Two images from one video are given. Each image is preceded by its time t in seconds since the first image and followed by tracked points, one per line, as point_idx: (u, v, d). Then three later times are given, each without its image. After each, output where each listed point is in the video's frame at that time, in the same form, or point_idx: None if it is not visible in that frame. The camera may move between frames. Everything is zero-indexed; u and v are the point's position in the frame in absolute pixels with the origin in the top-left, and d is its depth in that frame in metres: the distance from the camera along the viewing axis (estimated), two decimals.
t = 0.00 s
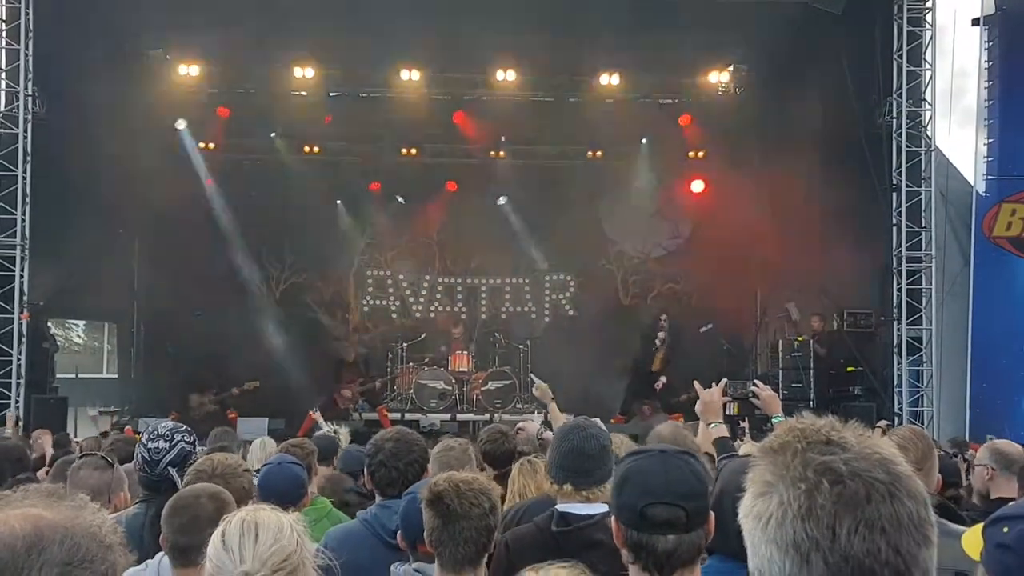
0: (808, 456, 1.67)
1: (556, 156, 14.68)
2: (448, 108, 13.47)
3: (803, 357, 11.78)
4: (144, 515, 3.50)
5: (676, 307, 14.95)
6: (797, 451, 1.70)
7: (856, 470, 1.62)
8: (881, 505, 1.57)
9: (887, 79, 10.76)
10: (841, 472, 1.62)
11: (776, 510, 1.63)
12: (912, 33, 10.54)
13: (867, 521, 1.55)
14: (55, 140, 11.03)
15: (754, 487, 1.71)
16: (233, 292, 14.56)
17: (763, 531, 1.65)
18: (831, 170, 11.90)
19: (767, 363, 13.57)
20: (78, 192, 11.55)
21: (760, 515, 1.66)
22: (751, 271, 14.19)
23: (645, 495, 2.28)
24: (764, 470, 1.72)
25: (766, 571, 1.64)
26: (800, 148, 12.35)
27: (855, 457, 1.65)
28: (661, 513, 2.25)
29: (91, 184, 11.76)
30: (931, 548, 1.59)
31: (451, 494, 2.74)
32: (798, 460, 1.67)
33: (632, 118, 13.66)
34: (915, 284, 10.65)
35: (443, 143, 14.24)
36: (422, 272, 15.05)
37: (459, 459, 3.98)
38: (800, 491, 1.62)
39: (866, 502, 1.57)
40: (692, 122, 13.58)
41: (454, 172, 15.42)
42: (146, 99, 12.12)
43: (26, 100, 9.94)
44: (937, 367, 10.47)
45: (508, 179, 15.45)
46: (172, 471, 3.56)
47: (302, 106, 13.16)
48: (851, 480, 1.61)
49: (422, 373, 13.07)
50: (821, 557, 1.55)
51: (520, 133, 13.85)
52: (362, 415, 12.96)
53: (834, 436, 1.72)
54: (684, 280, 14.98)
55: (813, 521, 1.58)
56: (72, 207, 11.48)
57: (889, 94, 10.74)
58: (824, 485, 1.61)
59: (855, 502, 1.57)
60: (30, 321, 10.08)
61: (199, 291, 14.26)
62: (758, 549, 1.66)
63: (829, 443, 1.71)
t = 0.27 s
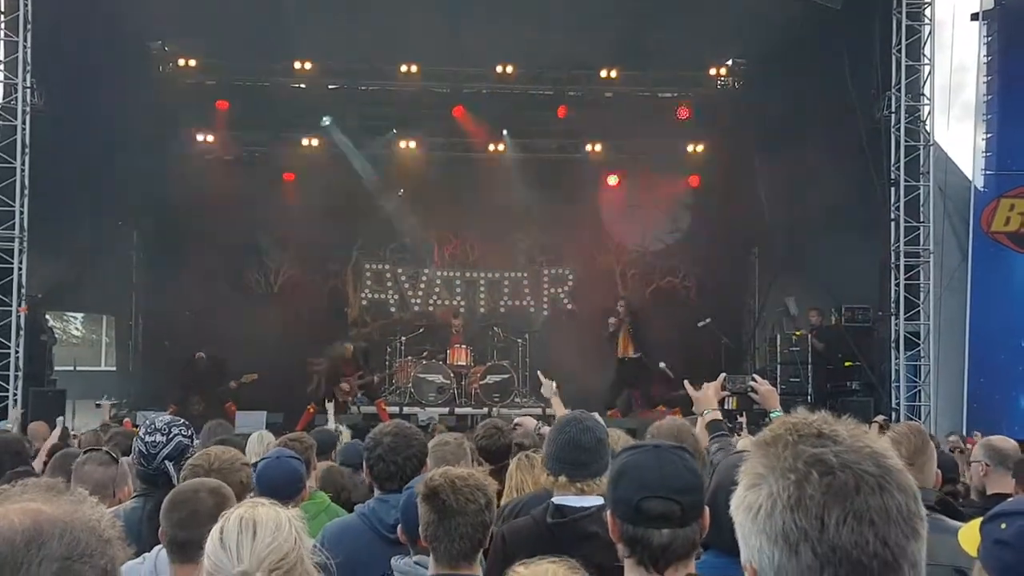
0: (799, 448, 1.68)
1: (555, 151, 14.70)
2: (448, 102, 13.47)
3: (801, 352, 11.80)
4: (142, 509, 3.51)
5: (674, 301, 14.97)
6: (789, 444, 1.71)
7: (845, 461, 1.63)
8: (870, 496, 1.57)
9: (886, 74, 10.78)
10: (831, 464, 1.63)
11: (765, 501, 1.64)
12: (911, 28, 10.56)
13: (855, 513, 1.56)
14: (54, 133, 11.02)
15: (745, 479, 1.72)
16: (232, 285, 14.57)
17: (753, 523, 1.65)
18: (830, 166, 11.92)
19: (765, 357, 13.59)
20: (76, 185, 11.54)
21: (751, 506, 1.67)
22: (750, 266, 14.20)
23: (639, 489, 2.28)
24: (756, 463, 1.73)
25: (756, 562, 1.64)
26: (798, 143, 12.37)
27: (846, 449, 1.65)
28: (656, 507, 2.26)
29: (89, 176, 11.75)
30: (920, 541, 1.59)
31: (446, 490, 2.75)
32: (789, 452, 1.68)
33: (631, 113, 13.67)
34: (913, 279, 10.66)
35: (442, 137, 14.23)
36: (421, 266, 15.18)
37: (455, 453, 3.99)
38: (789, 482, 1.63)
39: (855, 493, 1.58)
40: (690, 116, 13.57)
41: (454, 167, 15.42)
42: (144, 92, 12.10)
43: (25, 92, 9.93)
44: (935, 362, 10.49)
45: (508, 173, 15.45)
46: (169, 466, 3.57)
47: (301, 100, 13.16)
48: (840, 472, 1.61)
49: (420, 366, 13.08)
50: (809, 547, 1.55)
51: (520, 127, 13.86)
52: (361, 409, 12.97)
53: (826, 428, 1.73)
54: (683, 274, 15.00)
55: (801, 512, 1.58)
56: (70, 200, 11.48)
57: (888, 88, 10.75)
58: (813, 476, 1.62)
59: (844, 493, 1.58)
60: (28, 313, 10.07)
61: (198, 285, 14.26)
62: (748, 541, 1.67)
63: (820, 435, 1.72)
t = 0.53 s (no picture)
0: (795, 446, 1.68)
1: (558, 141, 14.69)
2: (450, 93, 13.47)
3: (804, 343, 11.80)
4: (146, 500, 3.52)
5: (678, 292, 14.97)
6: (784, 442, 1.72)
7: (841, 460, 1.63)
8: (865, 496, 1.57)
9: (891, 64, 10.77)
10: (827, 463, 1.63)
11: (760, 499, 1.64)
12: (915, 18, 10.54)
13: (850, 512, 1.56)
14: (58, 122, 11.04)
15: (741, 477, 1.72)
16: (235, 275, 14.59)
17: (749, 520, 1.65)
18: (833, 156, 11.93)
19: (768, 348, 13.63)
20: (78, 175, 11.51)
21: (746, 503, 1.67)
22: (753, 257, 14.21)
23: (643, 483, 2.28)
24: (752, 462, 1.73)
25: (751, 560, 1.65)
26: (801, 133, 12.34)
27: (842, 448, 1.66)
28: (661, 500, 2.26)
29: (93, 166, 11.76)
30: (916, 539, 1.59)
31: (451, 484, 2.75)
32: (785, 450, 1.69)
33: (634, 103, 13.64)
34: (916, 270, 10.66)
35: (445, 127, 14.23)
36: (423, 256, 15.19)
37: (456, 445, 3.99)
38: (785, 480, 1.63)
39: (851, 492, 1.58)
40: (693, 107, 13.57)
41: (457, 157, 15.43)
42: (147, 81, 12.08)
43: (28, 81, 9.91)
44: (938, 353, 10.49)
45: (509, 164, 15.44)
46: (171, 457, 3.57)
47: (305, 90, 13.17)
48: (835, 470, 1.61)
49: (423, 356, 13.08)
50: (804, 546, 1.56)
51: (522, 117, 13.84)
52: (363, 399, 13.00)
53: (823, 427, 1.74)
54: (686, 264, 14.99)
55: (797, 510, 1.59)
56: (73, 189, 11.48)
57: (893, 79, 10.73)
58: (809, 475, 1.62)
59: (840, 492, 1.58)
60: (32, 303, 10.07)
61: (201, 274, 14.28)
62: (744, 539, 1.67)
63: (816, 435, 1.73)
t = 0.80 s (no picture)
0: (809, 451, 1.65)
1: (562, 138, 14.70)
2: (454, 90, 13.48)
3: (808, 340, 11.80)
4: (157, 497, 3.52)
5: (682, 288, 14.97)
6: (797, 446, 1.69)
7: (855, 466, 1.61)
8: (881, 503, 1.55)
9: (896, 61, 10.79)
10: (841, 469, 1.60)
11: (774, 504, 1.62)
12: (920, 15, 10.53)
13: (865, 519, 1.54)
14: (62, 119, 11.03)
15: (753, 481, 1.69)
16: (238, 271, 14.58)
17: (762, 526, 1.63)
18: (839, 153, 11.97)
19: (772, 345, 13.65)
20: (82, 172, 11.51)
21: (760, 508, 1.65)
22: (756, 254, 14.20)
23: (663, 483, 2.28)
24: (765, 466, 1.70)
25: (765, 565, 1.62)
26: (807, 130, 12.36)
27: (857, 454, 1.63)
28: (680, 500, 2.26)
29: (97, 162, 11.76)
30: (931, 545, 1.58)
31: (468, 484, 2.75)
32: (798, 455, 1.66)
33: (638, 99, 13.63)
34: (920, 267, 10.67)
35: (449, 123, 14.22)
36: (428, 253, 15.25)
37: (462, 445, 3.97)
38: (798, 487, 1.60)
39: (866, 499, 1.56)
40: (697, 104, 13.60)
41: (461, 154, 15.43)
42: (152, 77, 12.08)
43: (32, 78, 9.91)
44: (942, 350, 10.50)
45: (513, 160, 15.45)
46: (181, 455, 3.56)
47: (309, 87, 13.17)
48: (850, 477, 1.59)
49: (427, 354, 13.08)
50: (819, 553, 1.54)
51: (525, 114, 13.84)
52: (367, 396, 13.01)
53: (836, 430, 1.71)
54: (689, 261, 15.00)
55: (811, 517, 1.56)
56: (78, 186, 11.50)
57: (898, 76, 10.74)
58: (823, 481, 1.59)
59: (855, 499, 1.56)
60: (36, 300, 10.07)
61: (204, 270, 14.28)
62: (757, 544, 1.65)
63: (830, 438, 1.70)
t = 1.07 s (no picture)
0: (834, 447, 1.64)
1: (561, 131, 14.70)
2: (453, 84, 13.47)
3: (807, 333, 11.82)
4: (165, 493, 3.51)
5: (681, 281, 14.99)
6: (822, 442, 1.68)
7: (882, 462, 1.60)
8: (909, 499, 1.54)
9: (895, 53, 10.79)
10: (868, 464, 1.60)
11: (800, 502, 1.61)
12: (919, 7, 10.51)
13: (894, 515, 1.53)
14: (61, 113, 11.01)
15: (778, 478, 1.69)
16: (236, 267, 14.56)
17: (788, 523, 1.63)
18: (839, 146, 12.05)
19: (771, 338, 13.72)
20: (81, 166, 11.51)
21: (785, 506, 1.64)
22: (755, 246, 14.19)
23: (681, 478, 2.26)
24: (790, 462, 1.70)
25: (792, 563, 1.62)
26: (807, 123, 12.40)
27: (883, 448, 1.62)
28: (698, 495, 2.24)
29: (95, 156, 11.74)
30: (960, 540, 1.57)
31: (483, 478, 2.75)
32: (824, 451, 1.65)
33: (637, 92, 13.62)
34: (920, 261, 10.68)
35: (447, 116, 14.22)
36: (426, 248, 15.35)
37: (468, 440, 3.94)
38: (825, 484, 1.60)
39: (894, 495, 1.55)
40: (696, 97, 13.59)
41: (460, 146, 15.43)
42: (150, 71, 12.06)
43: (31, 72, 9.89)
44: (942, 343, 10.50)
45: (512, 153, 15.45)
46: (189, 451, 3.56)
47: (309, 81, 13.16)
48: (877, 473, 1.58)
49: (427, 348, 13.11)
50: (847, 549, 1.53)
51: (524, 108, 13.84)
52: (367, 390, 13.02)
53: (861, 425, 1.70)
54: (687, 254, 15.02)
55: (839, 514, 1.56)
56: (78, 180, 11.52)
57: (897, 68, 10.74)
58: (850, 477, 1.59)
59: (883, 495, 1.55)
60: (35, 295, 10.06)
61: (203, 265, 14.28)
62: (783, 540, 1.65)
63: (855, 433, 1.69)
